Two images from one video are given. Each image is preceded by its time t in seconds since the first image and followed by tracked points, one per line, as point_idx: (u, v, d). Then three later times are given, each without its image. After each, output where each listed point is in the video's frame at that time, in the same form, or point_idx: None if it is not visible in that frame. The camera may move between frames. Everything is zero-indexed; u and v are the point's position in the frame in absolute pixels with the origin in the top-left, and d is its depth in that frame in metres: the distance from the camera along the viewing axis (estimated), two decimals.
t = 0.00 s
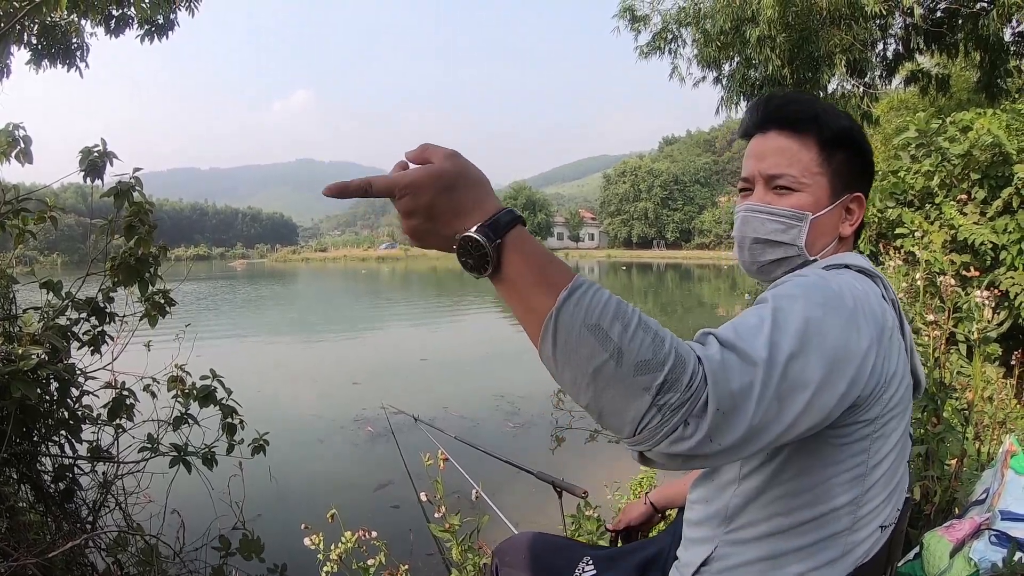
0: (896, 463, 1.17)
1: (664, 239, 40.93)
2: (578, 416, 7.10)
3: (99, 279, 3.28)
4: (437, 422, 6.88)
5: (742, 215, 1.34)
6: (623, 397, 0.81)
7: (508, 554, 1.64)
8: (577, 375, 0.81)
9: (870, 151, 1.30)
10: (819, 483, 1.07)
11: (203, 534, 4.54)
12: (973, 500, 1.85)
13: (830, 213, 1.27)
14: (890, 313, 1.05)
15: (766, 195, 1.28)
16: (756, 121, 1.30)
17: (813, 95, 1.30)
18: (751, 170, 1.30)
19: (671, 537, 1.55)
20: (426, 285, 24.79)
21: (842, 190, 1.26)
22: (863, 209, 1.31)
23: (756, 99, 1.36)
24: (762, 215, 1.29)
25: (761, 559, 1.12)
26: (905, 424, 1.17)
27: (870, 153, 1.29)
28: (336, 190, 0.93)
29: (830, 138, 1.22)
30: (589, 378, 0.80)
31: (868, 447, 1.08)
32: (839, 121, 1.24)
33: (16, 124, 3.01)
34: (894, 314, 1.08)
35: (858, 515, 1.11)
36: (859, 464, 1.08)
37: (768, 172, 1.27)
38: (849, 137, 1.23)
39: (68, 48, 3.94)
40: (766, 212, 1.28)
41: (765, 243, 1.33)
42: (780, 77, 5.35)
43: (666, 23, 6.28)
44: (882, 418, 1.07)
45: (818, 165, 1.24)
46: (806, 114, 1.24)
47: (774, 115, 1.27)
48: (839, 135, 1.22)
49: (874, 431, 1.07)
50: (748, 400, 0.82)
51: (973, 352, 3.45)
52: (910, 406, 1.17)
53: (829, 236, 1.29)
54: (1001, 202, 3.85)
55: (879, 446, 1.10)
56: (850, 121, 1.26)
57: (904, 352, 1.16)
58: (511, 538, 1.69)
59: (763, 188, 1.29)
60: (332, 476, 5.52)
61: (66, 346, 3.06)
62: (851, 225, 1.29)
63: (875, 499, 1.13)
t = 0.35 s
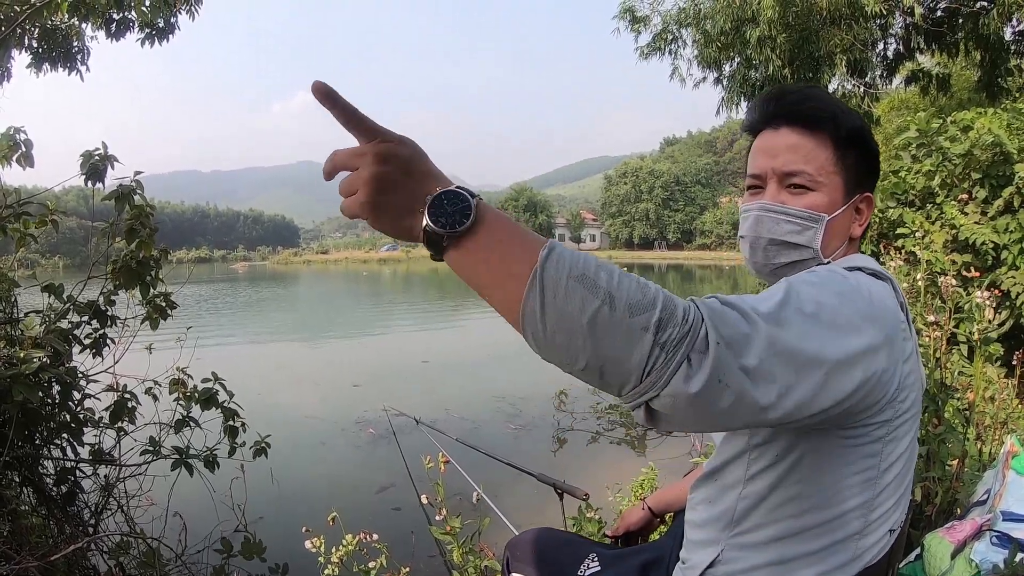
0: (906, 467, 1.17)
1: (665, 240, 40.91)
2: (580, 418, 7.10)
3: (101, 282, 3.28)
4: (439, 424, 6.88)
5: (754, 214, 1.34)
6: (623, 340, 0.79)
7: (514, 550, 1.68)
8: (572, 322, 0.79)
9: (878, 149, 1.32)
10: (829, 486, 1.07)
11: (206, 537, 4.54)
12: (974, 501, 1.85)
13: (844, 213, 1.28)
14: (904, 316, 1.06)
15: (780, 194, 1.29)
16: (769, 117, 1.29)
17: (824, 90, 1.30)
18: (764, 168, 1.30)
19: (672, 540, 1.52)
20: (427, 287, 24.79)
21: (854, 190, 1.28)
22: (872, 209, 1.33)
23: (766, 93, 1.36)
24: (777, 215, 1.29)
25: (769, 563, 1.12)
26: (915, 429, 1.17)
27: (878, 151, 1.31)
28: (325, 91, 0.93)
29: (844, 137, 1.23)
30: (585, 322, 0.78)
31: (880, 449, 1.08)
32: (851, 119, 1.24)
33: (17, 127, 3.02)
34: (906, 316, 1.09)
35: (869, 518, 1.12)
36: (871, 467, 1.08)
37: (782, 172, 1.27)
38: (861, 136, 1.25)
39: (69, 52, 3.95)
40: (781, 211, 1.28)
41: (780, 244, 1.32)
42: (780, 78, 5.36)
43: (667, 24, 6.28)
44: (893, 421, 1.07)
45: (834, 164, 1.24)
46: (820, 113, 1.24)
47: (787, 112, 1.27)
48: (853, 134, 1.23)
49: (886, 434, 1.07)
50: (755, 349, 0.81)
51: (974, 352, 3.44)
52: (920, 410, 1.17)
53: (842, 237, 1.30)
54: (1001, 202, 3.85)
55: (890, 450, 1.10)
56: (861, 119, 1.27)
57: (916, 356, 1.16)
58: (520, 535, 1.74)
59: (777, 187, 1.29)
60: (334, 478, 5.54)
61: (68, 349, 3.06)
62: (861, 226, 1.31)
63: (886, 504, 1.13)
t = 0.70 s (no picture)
0: (930, 467, 1.13)
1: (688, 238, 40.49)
2: (606, 418, 7.07)
3: (129, 290, 3.37)
4: (464, 427, 6.91)
5: (771, 214, 1.31)
6: (615, 257, 0.88)
7: (545, 549, 1.70)
8: (569, 248, 0.88)
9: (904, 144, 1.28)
10: (844, 479, 1.05)
11: (234, 539, 4.62)
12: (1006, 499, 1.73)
13: (864, 210, 1.24)
14: (927, 313, 1.05)
15: (797, 192, 1.26)
16: (788, 115, 1.28)
17: (844, 84, 1.29)
18: (780, 167, 1.28)
19: (699, 544, 1.48)
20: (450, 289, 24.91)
21: (876, 186, 1.24)
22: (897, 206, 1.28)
23: (785, 93, 1.35)
24: (794, 213, 1.26)
25: (789, 559, 1.11)
26: (941, 428, 1.13)
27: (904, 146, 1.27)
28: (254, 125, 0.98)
29: (863, 132, 1.20)
30: (582, 248, 0.88)
31: (895, 443, 1.05)
32: (871, 113, 1.22)
33: (42, 139, 3.11)
34: (930, 315, 1.08)
35: (890, 515, 1.08)
36: (888, 461, 1.05)
37: (798, 170, 1.25)
38: (882, 131, 1.22)
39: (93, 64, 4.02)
40: (798, 210, 1.25)
41: (798, 243, 1.29)
42: (802, 72, 5.26)
43: (687, 20, 6.21)
44: (911, 415, 1.05)
45: (852, 160, 1.22)
46: (837, 108, 1.22)
47: (804, 109, 1.26)
48: (873, 128, 1.21)
49: (904, 427, 1.05)
50: (743, 276, 0.88)
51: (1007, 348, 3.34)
52: (945, 410, 1.13)
53: (863, 235, 1.26)
54: None
55: (911, 446, 1.07)
56: (883, 113, 1.24)
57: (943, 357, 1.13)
58: (550, 535, 1.75)
59: (794, 185, 1.26)
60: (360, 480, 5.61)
61: (97, 356, 3.15)
62: (884, 223, 1.27)
63: (910, 501, 1.09)
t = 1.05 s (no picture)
0: (989, 473, 1.07)
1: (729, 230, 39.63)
2: (653, 414, 6.98)
3: (177, 295, 3.48)
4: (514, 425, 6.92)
5: (828, 214, 1.26)
6: (685, 263, 0.86)
7: (601, 555, 1.62)
8: (639, 256, 0.86)
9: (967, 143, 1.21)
10: (902, 484, 1.00)
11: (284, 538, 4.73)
12: None
13: (922, 208, 1.18)
14: (987, 315, 1.01)
15: (855, 192, 1.21)
16: (844, 118, 1.25)
17: (901, 86, 1.24)
18: (836, 168, 1.24)
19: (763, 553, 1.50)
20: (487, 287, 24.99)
21: (934, 183, 1.18)
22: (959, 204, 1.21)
23: (841, 97, 1.31)
24: (851, 213, 1.21)
25: (846, 566, 1.07)
26: (1000, 432, 1.07)
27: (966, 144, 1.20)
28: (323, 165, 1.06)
29: (920, 130, 1.15)
30: (649, 253, 0.86)
31: (954, 448, 1.00)
32: (930, 111, 1.17)
33: (87, 150, 3.24)
34: (989, 316, 1.03)
35: (948, 522, 1.03)
36: (945, 466, 1.00)
37: (854, 170, 1.20)
38: (941, 129, 1.16)
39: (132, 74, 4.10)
40: (854, 209, 1.20)
41: (855, 242, 1.24)
42: (843, 58, 5.08)
43: (724, 9, 6.05)
44: (969, 421, 1.00)
45: (909, 158, 1.16)
46: (893, 107, 1.18)
47: (860, 111, 1.22)
48: (932, 125, 1.15)
49: (962, 432, 1.00)
50: (807, 279, 0.85)
51: None
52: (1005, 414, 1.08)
53: (922, 235, 1.19)
54: None
55: (970, 451, 1.02)
56: (943, 114, 1.19)
57: (1003, 359, 1.08)
58: (606, 538, 1.65)
59: (850, 186, 1.22)
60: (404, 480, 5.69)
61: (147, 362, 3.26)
62: (943, 221, 1.20)
63: (969, 506, 1.04)
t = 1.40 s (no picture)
0: None
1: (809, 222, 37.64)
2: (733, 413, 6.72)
3: (256, 302, 3.67)
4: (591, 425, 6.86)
5: (933, 203, 1.20)
6: (800, 255, 0.82)
7: (690, 560, 1.67)
8: (754, 247, 0.82)
9: None
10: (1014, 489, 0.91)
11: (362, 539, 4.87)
12: None
13: None
14: None
15: (962, 180, 1.14)
16: (943, 99, 1.16)
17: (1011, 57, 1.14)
18: (939, 155, 1.17)
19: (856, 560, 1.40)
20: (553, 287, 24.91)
21: None
22: None
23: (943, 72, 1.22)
24: (958, 203, 1.14)
25: None
26: None
27: None
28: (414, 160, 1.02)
29: None
30: (765, 247, 0.82)
31: None
32: None
33: (163, 166, 3.48)
34: None
35: None
36: None
37: (959, 156, 1.13)
38: None
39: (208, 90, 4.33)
40: (962, 198, 1.13)
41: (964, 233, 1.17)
42: (915, 38, 4.74)
43: None
44: None
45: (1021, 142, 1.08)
46: (1002, 86, 1.09)
47: (964, 91, 1.13)
48: None
49: None
50: (922, 273, 0.80)
51: None
52: None
53: None
54: None
55: None
56: None
57: None
58: (694, 544, 1.70)
59: (957, 173, 1.15)
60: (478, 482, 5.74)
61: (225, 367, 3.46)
62: None
63: None
